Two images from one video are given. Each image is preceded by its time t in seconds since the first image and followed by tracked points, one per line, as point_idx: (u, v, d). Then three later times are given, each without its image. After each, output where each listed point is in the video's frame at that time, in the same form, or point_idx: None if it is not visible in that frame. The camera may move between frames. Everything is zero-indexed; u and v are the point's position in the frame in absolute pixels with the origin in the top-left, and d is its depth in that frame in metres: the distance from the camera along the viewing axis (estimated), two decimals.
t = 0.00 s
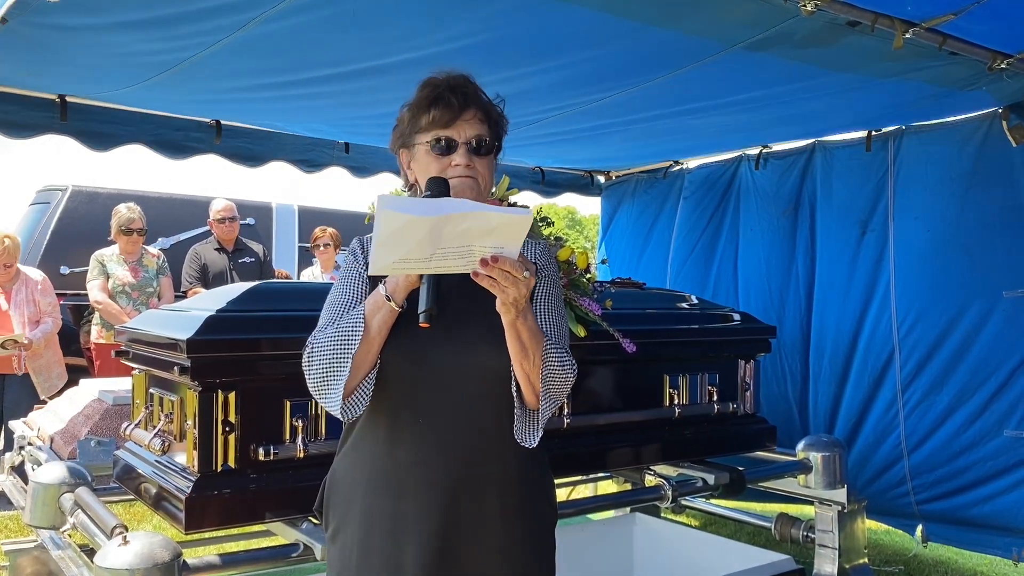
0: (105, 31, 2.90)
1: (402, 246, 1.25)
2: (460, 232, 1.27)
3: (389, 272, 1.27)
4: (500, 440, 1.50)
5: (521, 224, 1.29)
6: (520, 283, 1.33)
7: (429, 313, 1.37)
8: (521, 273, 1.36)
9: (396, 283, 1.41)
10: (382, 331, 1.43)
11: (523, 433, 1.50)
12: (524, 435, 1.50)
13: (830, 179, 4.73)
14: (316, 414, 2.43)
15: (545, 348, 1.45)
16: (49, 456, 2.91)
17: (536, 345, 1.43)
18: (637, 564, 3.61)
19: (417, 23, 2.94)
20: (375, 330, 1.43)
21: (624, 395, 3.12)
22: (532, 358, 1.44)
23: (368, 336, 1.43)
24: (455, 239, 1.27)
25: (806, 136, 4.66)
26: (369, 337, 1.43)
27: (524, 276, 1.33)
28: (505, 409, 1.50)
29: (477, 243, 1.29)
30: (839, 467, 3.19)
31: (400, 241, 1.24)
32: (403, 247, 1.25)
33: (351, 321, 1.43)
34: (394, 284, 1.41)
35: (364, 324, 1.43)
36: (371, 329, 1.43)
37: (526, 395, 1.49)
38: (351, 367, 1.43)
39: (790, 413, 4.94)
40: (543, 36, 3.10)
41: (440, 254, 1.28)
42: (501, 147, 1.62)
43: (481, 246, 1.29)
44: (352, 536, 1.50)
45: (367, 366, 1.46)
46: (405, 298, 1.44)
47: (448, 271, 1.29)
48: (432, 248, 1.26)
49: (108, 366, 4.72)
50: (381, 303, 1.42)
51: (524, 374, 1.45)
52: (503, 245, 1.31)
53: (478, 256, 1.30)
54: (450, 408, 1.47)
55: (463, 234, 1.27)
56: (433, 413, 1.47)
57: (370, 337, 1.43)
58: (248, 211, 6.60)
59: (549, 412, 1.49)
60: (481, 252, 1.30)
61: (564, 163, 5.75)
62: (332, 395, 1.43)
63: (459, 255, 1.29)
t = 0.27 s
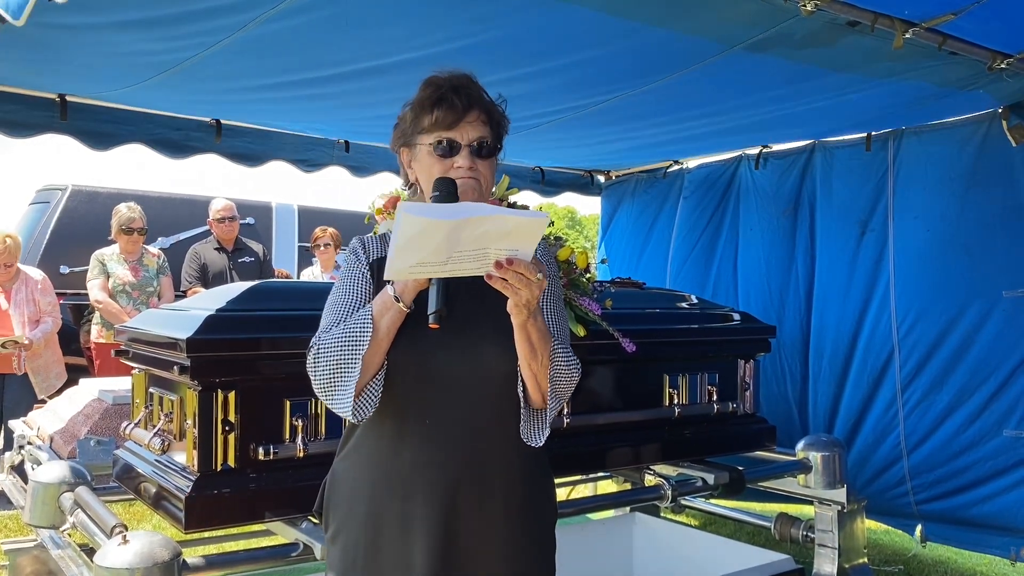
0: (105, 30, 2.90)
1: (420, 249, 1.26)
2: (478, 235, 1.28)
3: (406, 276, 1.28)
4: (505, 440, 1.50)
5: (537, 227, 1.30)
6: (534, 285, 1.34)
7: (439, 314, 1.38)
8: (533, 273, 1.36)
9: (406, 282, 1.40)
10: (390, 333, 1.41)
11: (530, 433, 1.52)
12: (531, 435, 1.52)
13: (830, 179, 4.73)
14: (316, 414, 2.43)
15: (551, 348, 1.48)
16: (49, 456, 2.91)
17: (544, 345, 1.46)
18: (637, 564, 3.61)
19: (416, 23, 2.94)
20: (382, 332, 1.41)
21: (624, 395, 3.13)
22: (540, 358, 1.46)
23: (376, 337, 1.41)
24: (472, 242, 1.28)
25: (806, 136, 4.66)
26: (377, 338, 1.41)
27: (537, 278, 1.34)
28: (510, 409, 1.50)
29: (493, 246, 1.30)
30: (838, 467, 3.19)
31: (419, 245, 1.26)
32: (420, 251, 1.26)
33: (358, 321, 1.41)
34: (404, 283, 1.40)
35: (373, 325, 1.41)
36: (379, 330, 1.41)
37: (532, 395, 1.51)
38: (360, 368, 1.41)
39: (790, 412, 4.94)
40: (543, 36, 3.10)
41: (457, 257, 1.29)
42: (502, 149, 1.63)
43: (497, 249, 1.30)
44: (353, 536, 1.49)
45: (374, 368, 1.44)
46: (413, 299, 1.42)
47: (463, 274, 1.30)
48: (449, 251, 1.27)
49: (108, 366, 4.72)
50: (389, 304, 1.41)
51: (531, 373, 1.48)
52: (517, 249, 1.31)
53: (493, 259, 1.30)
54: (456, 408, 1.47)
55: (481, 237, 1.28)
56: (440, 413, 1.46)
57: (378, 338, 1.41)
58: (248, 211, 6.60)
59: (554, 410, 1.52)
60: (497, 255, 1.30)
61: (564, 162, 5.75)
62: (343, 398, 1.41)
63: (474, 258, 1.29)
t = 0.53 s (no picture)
0: (105, 30, 2.90)
1: (444, 252, 1.27)
2: (499, 237, 1.30)
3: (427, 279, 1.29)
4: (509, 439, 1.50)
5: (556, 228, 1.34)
6: (551, 287, 1.36)
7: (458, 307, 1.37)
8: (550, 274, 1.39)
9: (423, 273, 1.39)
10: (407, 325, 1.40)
11: (540, 432, 1.54)
12: (541, 434, 1.54)
13: (830, 179, 4.74)
14: (316, 413, 2.43)
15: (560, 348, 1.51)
16: (49, 455, 2.91)
17: (554, 345, 1.48)
18: (637, 563, 3.61)
19: (416, 22, 2.94)
20: (399, 325, 1.39)
21: (624, 395, 3.13)
22: (551, 357, 1.49)
23: (394, 329, 1.39)
24: (494, 244, 1.31)
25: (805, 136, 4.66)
26: (395, 331, 1.39)
27: (554, 280, 1.36)
28: (515, 409, 1.51)
29: (512, 248, 1.33)
30: (838, 467, 3.19)
31: (443, 248, 1.27)
32: (443, 253, 1.27)
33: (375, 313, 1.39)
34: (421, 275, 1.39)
35: (390, 317, 1.39)
36: (397, 322, 1.39)
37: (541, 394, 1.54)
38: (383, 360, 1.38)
39: (790, 412, 4.94)
40: (542, 36, 3.10)
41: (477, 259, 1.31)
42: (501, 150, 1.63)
43: (516, 250, 1.33)
44: (357, 534, 1.48)
45: (392, 361, 1.41)
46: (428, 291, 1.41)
47: (483, 276, 1.33)
48: (471, 253, 1.29)
49: (108, 365, 4.72)
50: (406, 296, 1.39)
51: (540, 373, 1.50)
52: (536, 249, 1.35)
53: (512, 260, 1.33)
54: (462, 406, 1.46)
55: (503, 239, 1.31)
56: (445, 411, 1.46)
57: (396, 330, 1.39)
58: (248, 210, 6.59)
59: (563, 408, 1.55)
60: (516, 256, 1.34)
61: (563, 162, 5.75)
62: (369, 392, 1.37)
63: (494, 259, 1.32)
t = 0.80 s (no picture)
0: (104, 30, 2.90)
1: (497, 284, 1.31)
2: (544, 267, 1.37)
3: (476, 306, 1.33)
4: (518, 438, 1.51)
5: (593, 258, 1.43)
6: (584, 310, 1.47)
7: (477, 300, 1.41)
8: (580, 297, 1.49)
9: (440, 269, 1.39)
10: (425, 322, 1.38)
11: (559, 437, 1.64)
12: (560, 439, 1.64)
13: (829, 179, 4.74)
14: (316, 413, 2.43)
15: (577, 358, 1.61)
16: (49, 455, 2.91)
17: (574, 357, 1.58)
18: (637, 563, 3.61)
19: (415, 23, 2.94)
20: (417, 322, 1.37)
21: (624, 394, 3.13)
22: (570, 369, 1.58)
23: (413, 326, 1.37)
24: (538, 273, 1.37)
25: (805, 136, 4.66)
26: (413, 328, 1.37)
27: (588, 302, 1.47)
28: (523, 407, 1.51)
29: (552, 275, 1.40)
30: (837, 467, 3.19)
31: (497, 280, 1.31)
32: (496, 284, 1.32)
33: (393, 311, 1.37)
34: (438, 270, 1.39)
35: (408, 314, 1.37)
36: (415, 319, 1.37)
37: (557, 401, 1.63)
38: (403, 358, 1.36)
39: (789, 412, 4.95)
40: (542, 36, 3.10)
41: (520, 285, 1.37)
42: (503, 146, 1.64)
43: (555, 277, 1.41)
44: (365, 532, 1.47)
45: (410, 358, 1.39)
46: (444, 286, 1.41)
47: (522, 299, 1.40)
48: (518, 283, 1.35)
49: (108, 365, 4.73)
50: (423, 292, 1.38)
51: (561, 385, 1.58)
52: (574, 275, 1.43)
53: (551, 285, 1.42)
54: (473, 405, 1.46)
55: (547, 269, 1.38)
56: (457, 410, 1.45)
57: (414, 328, 1.37)
58: (247, 210, 6.59)
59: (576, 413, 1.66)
60: (555, 281, 1.42)
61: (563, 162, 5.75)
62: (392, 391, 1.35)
63: (535, 285, 1.39)
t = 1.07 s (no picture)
0: (104, 30, 2.90)
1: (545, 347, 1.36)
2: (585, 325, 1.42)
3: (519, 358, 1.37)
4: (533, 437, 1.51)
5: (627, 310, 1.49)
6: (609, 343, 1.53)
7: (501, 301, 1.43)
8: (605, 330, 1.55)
9: (464, 267, 1.38)
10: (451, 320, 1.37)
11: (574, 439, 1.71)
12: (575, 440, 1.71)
13: (828, 179, 4.74)
14: (316, 412, 2.43)
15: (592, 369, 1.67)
16: (48, 454, 2.91)
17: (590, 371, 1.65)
18: (636, 563, 3.61)
19: (415, 24, 2.94)
20: (444, 320, 1.36)
21: (623, 394, 3.13)
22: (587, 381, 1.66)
23: (439, 323, 1.36)
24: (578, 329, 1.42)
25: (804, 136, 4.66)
26: (439, 325, 1.36)
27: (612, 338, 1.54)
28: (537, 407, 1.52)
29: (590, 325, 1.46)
30: (837, 467, 3.19)
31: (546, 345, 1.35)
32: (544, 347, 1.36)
33: (419, 309, 1.35)
34: (463, 268, 1.38)
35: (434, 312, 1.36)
36: (440, 317, 1.36)
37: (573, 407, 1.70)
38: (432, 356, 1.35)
39: (789, 412, 4.95)
40: (542, 37, 3.10)
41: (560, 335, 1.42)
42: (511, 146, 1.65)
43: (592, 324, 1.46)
44: (382, 532, 1.46)
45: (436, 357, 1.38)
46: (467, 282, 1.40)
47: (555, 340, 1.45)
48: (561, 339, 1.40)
49: (108, 365, 4.73)
50: (449, 290, 1.37)
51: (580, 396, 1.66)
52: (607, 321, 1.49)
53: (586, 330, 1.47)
54: (491, 404, 1.46)
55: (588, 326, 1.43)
56: (476, 409, 1.45)
57: (440, 326, 1.36)
58: (247, 210, 6.59)
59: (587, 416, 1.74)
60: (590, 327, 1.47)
61: (563, 162, 5.75)
62: (422, 389, 1.33)
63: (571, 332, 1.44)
